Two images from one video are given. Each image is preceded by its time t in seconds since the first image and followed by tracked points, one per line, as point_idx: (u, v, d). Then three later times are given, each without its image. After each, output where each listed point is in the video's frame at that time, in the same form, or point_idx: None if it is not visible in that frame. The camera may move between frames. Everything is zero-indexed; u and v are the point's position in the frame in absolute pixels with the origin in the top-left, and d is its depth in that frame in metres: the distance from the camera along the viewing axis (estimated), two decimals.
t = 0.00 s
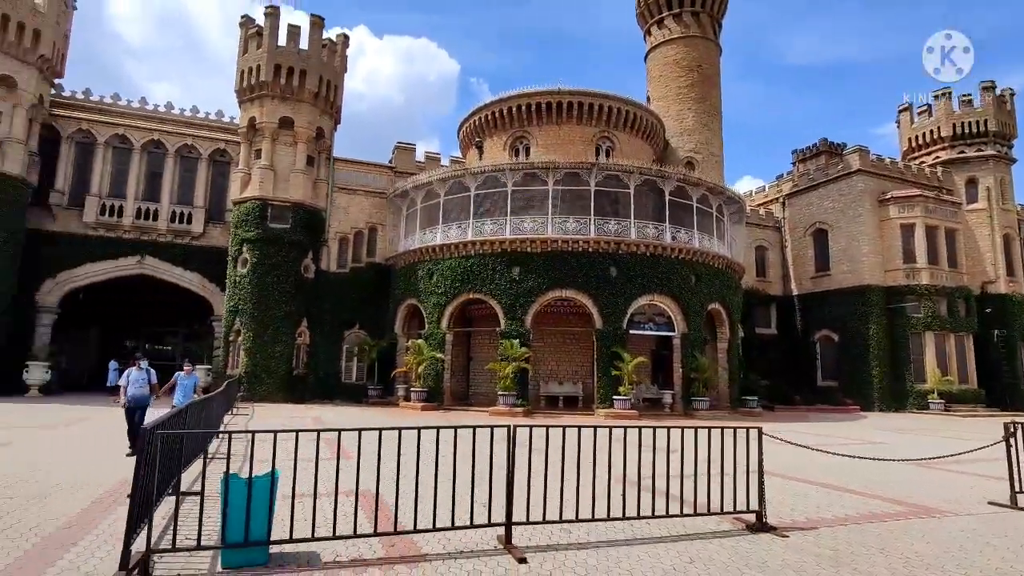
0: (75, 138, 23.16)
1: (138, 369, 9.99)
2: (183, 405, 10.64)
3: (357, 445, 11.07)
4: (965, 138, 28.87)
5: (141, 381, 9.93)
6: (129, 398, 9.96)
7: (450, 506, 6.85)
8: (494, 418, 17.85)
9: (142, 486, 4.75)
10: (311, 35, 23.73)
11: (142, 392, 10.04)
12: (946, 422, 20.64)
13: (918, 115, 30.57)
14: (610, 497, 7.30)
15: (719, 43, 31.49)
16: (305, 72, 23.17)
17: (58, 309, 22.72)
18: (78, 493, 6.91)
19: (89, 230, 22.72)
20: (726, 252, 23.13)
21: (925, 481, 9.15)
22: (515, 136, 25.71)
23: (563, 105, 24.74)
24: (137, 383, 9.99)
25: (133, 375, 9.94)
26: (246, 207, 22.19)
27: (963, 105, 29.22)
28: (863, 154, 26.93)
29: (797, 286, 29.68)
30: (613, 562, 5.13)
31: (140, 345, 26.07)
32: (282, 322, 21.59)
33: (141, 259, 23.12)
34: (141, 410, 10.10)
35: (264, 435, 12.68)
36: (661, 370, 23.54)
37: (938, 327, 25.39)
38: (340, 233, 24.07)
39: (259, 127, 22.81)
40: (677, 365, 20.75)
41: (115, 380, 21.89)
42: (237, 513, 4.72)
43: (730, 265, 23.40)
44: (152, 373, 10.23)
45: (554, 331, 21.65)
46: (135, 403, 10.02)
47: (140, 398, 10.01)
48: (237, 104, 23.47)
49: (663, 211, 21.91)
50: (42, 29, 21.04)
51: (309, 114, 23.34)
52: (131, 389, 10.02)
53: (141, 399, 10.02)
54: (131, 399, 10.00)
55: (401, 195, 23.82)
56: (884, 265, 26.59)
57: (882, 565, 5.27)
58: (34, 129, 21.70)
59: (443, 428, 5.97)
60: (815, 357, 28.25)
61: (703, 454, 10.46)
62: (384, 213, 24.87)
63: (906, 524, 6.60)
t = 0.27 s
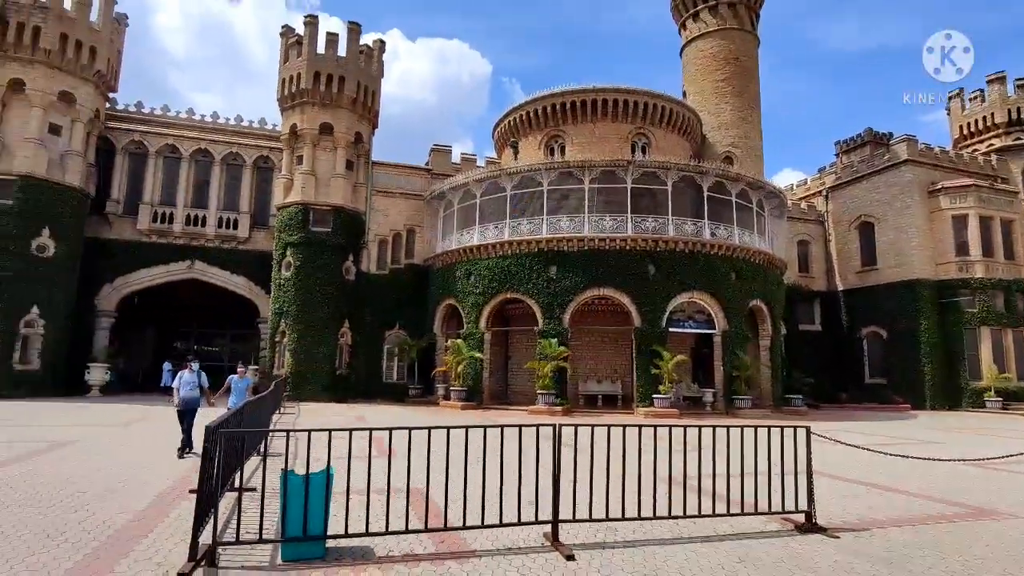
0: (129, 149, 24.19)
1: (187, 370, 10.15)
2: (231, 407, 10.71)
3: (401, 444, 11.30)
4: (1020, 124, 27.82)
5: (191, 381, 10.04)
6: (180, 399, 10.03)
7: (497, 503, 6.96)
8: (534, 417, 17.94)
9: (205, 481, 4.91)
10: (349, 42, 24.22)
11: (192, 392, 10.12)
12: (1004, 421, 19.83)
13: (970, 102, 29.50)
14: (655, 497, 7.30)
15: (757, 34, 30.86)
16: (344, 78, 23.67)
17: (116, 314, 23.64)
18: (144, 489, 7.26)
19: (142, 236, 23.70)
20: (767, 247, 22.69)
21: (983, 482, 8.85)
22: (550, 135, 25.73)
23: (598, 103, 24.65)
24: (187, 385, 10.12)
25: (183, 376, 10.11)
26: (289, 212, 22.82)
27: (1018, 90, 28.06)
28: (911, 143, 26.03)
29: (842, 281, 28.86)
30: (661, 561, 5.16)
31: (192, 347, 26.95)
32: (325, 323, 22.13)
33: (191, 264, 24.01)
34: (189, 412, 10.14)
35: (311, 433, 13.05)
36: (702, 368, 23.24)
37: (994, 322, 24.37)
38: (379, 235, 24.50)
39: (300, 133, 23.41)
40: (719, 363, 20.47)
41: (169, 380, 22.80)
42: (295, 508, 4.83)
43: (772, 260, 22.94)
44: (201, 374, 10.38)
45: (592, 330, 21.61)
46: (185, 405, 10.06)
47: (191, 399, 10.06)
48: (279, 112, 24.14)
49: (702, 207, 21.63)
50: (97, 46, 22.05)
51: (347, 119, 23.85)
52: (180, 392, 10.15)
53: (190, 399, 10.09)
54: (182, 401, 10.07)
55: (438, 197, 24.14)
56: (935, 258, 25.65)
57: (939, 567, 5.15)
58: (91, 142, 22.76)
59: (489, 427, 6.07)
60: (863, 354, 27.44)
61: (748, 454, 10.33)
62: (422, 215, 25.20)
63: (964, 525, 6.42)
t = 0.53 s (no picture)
0: (182, 159, 25.23)
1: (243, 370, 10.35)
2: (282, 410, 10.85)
3: (447, 443, 11.48)
4: None
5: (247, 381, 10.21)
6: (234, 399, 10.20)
7: (545, 502, 7.02)
8: (577, 416, 17.94)
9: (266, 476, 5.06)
10: (388, 47, 24.66)
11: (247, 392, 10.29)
12: None
13: None
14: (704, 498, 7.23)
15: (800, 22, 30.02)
16: (384, 83, 24.12)
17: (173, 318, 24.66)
18: (208, 485, 7.56)
19: (196, 242, 24.67)
20: (815, 241, 22.07)
21: None
22: (589, 132, 25.62)
23: (637, 98, 24.42)
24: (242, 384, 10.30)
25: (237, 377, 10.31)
26: (334, 216, 23.40)
27: None
28: (968, 130, 24.89)
29: (896, 275, 27.82)
30: (714, 561, 5.13)
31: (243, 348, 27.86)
32: (370, 324, 22.61)
33: (241, 268, 24.85)
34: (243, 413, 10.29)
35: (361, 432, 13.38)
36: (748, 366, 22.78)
37: None
38: (421, 236, 24.86)
39: (343, 139, 23.97)
40: (765, 361, 20.04)
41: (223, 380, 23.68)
42: (352, 504, 4.90)
43: (820, 255, 22.31)
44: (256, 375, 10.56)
45: (634, 328, 21.46)
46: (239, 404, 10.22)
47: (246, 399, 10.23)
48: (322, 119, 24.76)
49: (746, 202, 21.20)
50: (152, 61, 23.07)
51: (388, 123, 24.29)
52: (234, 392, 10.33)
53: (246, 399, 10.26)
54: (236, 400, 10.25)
55: (478, 198, 24.39)
56: (996, 249, 24.48)
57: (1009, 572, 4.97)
58: (148, 153, 23.80)
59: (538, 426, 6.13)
60: (919, 351, 26.38)
61: (799, 454, 10.11)
62: (462, 216, 25.46)
63: None
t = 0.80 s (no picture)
0: (230, 166, 26.10)
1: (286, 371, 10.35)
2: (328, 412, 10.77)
3: (490, 443, 11.60)
4: None
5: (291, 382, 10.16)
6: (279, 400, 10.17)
7: (592, 501, 7.04)
8: (618, 415, 17.86)
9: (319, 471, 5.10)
10: (425, 52, 24.97)
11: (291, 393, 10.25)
12: None
13: None
14: (754, 500, 7.12)
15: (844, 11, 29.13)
16: (422, 87, 24.46)
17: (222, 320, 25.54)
18: (263, 481, 7.81)
19: (243, 247, 25.49)
20: (862, 237, 21.41)
21: None
22: (626, 130, 25.44)
23: (674, 95, 24.13)
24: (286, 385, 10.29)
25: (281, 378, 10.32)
26: (375, 219, 23.84)
27: None
28: None
29: (949, 269, 26.75)
30: (766, 562, 5.08)
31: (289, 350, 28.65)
32: (411, 325, 22.97)
33: (286, 271, 25.55)
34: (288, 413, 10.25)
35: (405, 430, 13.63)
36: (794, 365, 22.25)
37: None
38: (459, 237, 25.10)
39: (382, 143, 24.40)
40: (811, 360, 19.56)
41: (270, 380, 24.42)
42: (404, 501, 4.90)
43: (868, 250, 21.64)
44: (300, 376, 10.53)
45: (675, 327, 21.23)
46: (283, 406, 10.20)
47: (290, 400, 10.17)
48: (363, 124, 25.26)
49: (789, 197, 20.72)
50: (201, 73, 23.94)
51: (426, 126, 24.61)
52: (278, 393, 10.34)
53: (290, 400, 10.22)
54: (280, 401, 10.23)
55: (516, 198, 24.51)
56: None
57: None
58: (197, 161, 24.71)
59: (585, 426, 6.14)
60: (975, 349, 25.31)
61: (850, 455, 9.85)
62: (500, 217, 25.60)
63: None
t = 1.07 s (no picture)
0: (272, 173, 26.82)
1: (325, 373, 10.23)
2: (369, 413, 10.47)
3: (530, 445, 11.60)
4: None
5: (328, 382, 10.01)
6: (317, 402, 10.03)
7: (637, 505, 6.97)
8: (658, 418, 17.64)
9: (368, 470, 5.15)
10: (460, 56, 25.18)
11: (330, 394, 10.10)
12: None
13: None
14: (805, 506, 6.95)
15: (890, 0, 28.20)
16: (458, 91, 24.68)
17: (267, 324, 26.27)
18: (311, 480, 7.98)
19: (285, 252, 26.14)
20: (912, 233, 20.66)
21: None
22: (662, 130, 25.16)
23: (712, 92, 23.75)
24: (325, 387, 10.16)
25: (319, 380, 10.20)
26: (412, 223, 24.14)
27: None
28: None
29: (1006, 267, 25.57)
30: (821, 569, 4.95)
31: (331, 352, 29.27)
32: (448, 327, 23.16)
33: (327, 275, 26.09)
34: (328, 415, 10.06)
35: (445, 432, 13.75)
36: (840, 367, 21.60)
37: None
38: (496, 240, 25.22)
39: (419, 147, 24.71)
40: (859, 362, 18.97)
41: (312, 382, 24.97)
42: (451, 502, 4.89)
43: (918, 247, 20.87)
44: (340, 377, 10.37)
45: (716, 328, 20.88)
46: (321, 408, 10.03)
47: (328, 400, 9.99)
48: (400, 129, 25.63)
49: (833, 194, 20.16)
50: (244, 84, 24.68)
51: (462, 130, 24.81)
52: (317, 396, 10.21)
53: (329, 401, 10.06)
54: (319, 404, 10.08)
55: (551, 199, 24.50)
56: None
57: None
58: (242, 169, 25.46)
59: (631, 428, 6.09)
60: None
61: (905, 460, 9.50)
62: (536, 219, 25.61)
63: None
